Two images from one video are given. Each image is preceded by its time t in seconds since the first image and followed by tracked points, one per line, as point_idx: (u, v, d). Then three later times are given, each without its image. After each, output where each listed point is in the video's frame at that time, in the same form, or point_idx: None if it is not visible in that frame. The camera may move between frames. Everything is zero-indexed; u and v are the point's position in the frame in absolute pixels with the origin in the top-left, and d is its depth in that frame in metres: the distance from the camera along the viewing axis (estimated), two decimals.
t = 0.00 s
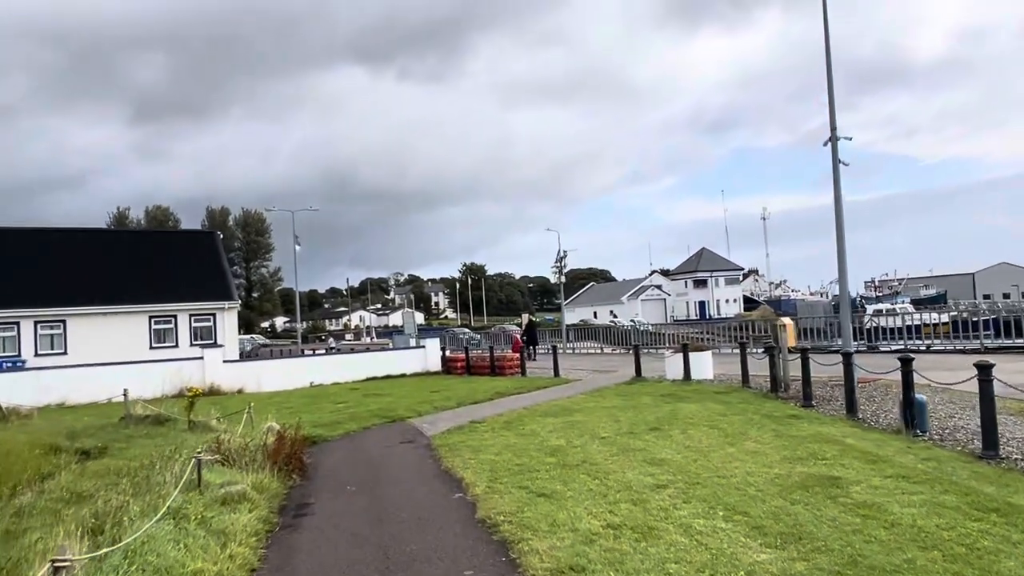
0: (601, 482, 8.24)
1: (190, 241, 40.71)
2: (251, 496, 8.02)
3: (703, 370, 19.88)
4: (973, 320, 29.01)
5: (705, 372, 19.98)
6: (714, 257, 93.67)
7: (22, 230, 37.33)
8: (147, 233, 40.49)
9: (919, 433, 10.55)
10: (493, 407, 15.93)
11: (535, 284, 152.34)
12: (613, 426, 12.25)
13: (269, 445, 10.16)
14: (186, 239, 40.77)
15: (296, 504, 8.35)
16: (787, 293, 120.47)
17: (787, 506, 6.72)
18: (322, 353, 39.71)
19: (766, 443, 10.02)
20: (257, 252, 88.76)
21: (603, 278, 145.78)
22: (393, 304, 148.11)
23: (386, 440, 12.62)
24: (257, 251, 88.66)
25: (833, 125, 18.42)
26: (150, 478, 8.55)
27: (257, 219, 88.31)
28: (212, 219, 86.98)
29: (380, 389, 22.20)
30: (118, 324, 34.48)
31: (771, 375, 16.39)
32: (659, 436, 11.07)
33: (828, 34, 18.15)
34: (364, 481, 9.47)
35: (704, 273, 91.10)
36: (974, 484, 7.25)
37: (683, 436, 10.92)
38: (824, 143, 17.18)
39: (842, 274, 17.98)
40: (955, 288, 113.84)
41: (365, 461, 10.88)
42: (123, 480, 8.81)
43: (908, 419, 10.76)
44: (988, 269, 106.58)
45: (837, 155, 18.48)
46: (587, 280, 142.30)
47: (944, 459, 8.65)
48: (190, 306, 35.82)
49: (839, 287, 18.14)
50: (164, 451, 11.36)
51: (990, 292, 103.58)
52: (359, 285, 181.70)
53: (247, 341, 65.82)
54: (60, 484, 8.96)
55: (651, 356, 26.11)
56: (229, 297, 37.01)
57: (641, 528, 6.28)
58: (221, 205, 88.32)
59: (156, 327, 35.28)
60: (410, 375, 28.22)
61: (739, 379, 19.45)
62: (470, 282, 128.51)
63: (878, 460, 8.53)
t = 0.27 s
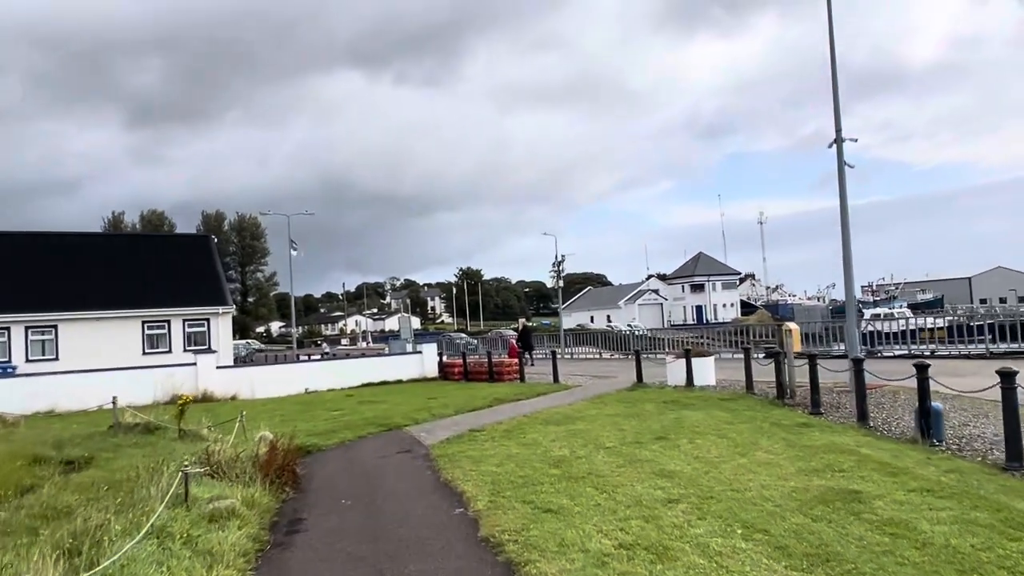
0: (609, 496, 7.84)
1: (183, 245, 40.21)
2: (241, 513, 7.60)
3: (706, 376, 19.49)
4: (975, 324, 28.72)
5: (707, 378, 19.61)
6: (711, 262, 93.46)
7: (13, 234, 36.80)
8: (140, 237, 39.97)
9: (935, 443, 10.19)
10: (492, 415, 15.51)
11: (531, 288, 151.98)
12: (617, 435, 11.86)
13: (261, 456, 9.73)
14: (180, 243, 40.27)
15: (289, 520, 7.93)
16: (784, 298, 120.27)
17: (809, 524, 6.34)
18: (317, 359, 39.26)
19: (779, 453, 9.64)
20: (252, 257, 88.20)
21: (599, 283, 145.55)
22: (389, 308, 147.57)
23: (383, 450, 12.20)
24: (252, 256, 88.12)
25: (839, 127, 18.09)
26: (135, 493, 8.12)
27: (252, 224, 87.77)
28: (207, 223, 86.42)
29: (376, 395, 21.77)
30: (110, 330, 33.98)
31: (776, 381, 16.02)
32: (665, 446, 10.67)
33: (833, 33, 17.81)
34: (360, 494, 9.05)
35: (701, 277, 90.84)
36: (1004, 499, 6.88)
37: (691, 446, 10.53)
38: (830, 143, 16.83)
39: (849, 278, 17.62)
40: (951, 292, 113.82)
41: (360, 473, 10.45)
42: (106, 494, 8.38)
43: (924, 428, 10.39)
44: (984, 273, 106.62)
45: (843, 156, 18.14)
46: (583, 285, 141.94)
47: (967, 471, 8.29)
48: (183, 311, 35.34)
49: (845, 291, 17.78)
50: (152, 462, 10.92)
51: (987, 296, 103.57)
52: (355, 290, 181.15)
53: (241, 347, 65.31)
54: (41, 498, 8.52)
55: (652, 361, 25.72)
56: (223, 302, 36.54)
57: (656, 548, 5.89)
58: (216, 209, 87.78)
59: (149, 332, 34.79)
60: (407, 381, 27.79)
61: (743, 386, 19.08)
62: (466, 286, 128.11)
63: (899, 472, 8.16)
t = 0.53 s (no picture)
0: (613, 509, 7.47)
1: (177, 245, 39.74)
2: (225, 526, 7.21)
3: (707, 379, 19.18)
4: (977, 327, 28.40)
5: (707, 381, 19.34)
6: (708, 264, 93.20)
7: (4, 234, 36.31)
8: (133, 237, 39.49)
9: (949, 451, 9.83)
10: (490, 420, 15.13)
11: (528, 289, 151.75)
12: (619, 442, 11.49)
13: (248, 464, 9.32)
14: (173, 243, 39.81)
15: (277, 534, 7.54)
16: (781, 300, 120.09)
17: (827, 541, 5.98)
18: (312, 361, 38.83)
19: (788, 462, 9.28)
20: (248, 258, 87.72)
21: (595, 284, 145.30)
22: (386, 309, 147.13)
23: (377, 456, 11.79)
24: (248, 257, 87.63)
25: (843, 126, 17.73)
26: (114, 505, 7.71)
27: (248, 224, 87.26)
28: (203, 224, 85.87)
29: (371, 398, 21.38)
30: (103, 331, 33.54)
31: (781, 386, 15.66)
32: (670, 454, 10.29)
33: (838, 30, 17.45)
34: (351, 505, 8.65)
35: (699, 279, 90.57)
36: None
37: (696, 453, 10.16)
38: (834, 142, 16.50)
39: (853, 280, 17.28)
40: (948, 295, 113.70)
41: (352, 481, 10.04)
42: (84, 506, 7.98)
43: (937, 435, 10.03)
44: (981, 276, 106.51)
45: (847, 155, 17.80)
46: (580, 286, 141.65)
47: (986, 482, 7.93)
48: (177, 313, 34.91)
49: (849, 293, 17.43)
50: (136, 469, 10.51)
51: (984, 299, 103.46)
52: (352, 291, 180.61)
53: (237, 348, 64.88)
54: (16, 509, 8.12)
55: (651, 364, 25.37)
56: (217, 303, 36.10)
57: (665, 569, 5.51)
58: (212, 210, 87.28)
59: (142, 334, 34.36)
60: (403, 383, 27.40)
61: (745, 389, 18.72)
62: (463, 288, 127.68)
63: (917, 484, 7.79)
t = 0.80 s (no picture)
0: (619, 519, 7.05)
1: (172, 243, 39.28)
2: (205, 536, 6.78)
3: (709, 380, 18.91)
4: (982, 329, 28.03)
5: (710, 383, 19.05)
6: (708, 265, 92.86)
7: None
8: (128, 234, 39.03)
9: (967, 458, 9.44)
10: (488, 422, 14.70)
11: (527, 289, 151.41)
12: (622, 447, 11.07)
13: (235, 468, 8.90)
14: (168, 241, 39.34)
15: (262, 544, 7.12)
16: (781, 301, 119.65)
17: (850, 557, 5.57)
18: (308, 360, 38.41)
19: (800, 469, 8.87)
20: (246, 257, 87.27)
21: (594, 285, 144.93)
22: (384, 309, 146.69)
23: (371, 460, 11.36)
24: (246, 255, 87.16)
25: (851, 123, 17.34)
26: (89, 511, 7.28)
27: (246, 223, 86.75)
28: (201, 222, 85.35)
29: (367, 399, 20.97)
30: (96, 329, 33.10)
31: (787, 389, 15.26)
32: (675, 460, 9.86)
33: (846, 24, 17.05)
34: (342, 512, 8.23)
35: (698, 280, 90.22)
36: None
37: (703, 459, 9.76)
38: (843, 139, 16.05)
39: (861, 280, 16.83)
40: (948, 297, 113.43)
41: (343, 486, 9.59)
42: (59, 513, 7.55)
43: (955, 442, 9.63)
44: (981, 278, 106.22)
45: (855, 153, 17.35)
46: (579, 287, 141.28)
47: (1011, 491, 7.54)
48: (172, 311, 34.47)
49: (857, 294, 17.03)
50: (119, 473, 10.08)
51: (983, 302, 103.16)
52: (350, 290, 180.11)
53: (233, 347, 64.49)
54: None
55: (652, 365, 24.93)
56: (213, 302, 35.66)
57: None
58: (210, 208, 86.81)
59: (136, 332, 33.91)
60: (400, 384, 26.95)
61: (749, 392, 18.29)
62: (462, 288, 127.25)
63: (939, 493, 7.39)
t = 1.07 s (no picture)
0: (629, 531, 6.66)
1: (169, 237, 38.84)
2: (190, 547, 6.38)
3: (713, 382, 18.64)
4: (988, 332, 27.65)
5: (714, 385, 18.78)
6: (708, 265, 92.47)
7: None
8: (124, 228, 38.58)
9: (989, 467, 9.06)
10: (488, 423, 14.30)
11: (526, 287, 151.01)
12: (629, 451, 10.69)
13: (225, 471, 8.49)
14: (165, 235, 38.90)
15: (251, 554, 6.72)
16: (779, 302, 119.24)
17: None
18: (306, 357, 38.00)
19: (816, 478, 8.49)
20: (244, 253, 86.80)
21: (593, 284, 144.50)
22: (383, 306, 146.23)
23: (368, 462, 10.96)
24: (244, 251, 86.69)
25: (862, 120, 16.93)
26: (68, 518, 6.88)
27: (244, 218, 86.23)
28: (199, 217, 84.79)
29: (365, 398, 20.57)
30: (91, 324, 32.67)
31: (795, 392, 14.88)
32: (684, 466, 9.47)
33: (858, 19, 16.64)
34: (337, 519, 7.83)
35: (698, 280, 89.83)
36: None
37: (713, 466, 9.37)
38: (853, 137, 15.63)
39: (870, 281, 16.43)
40: (948, 299, 113.07)
41: (339, 490, 9.19)
42: (37, 519, 7.15)
43: (976, 451, 9.25)
44: (982, 281, 105.89)
45: (865, 151, 16.94)
46: (578, 286, 140.90)
47: None
48: (168, 306, 34.06)
49: (866, 296, 16.63)
50: (106, 475, 9.67)
51: (983, 304, 102.80)
52: (349, 287, 179.60)
53: (230, 343, 64.04)
54: None
55: (654, 366, 24.54)
56: (209, 298, 35.24)
57: None
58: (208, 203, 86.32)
59: (131, 327, 33.49)
60: (398, 382, 26.56)
61: (755, 394, 17.91)
62: (461, 285, 126.79)
63: (965, 506, 7.02)
